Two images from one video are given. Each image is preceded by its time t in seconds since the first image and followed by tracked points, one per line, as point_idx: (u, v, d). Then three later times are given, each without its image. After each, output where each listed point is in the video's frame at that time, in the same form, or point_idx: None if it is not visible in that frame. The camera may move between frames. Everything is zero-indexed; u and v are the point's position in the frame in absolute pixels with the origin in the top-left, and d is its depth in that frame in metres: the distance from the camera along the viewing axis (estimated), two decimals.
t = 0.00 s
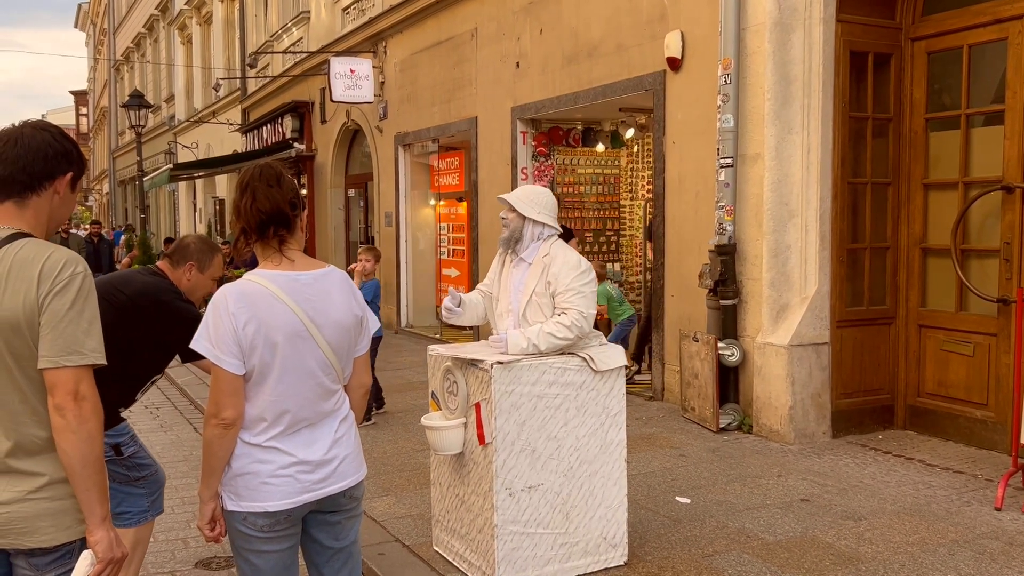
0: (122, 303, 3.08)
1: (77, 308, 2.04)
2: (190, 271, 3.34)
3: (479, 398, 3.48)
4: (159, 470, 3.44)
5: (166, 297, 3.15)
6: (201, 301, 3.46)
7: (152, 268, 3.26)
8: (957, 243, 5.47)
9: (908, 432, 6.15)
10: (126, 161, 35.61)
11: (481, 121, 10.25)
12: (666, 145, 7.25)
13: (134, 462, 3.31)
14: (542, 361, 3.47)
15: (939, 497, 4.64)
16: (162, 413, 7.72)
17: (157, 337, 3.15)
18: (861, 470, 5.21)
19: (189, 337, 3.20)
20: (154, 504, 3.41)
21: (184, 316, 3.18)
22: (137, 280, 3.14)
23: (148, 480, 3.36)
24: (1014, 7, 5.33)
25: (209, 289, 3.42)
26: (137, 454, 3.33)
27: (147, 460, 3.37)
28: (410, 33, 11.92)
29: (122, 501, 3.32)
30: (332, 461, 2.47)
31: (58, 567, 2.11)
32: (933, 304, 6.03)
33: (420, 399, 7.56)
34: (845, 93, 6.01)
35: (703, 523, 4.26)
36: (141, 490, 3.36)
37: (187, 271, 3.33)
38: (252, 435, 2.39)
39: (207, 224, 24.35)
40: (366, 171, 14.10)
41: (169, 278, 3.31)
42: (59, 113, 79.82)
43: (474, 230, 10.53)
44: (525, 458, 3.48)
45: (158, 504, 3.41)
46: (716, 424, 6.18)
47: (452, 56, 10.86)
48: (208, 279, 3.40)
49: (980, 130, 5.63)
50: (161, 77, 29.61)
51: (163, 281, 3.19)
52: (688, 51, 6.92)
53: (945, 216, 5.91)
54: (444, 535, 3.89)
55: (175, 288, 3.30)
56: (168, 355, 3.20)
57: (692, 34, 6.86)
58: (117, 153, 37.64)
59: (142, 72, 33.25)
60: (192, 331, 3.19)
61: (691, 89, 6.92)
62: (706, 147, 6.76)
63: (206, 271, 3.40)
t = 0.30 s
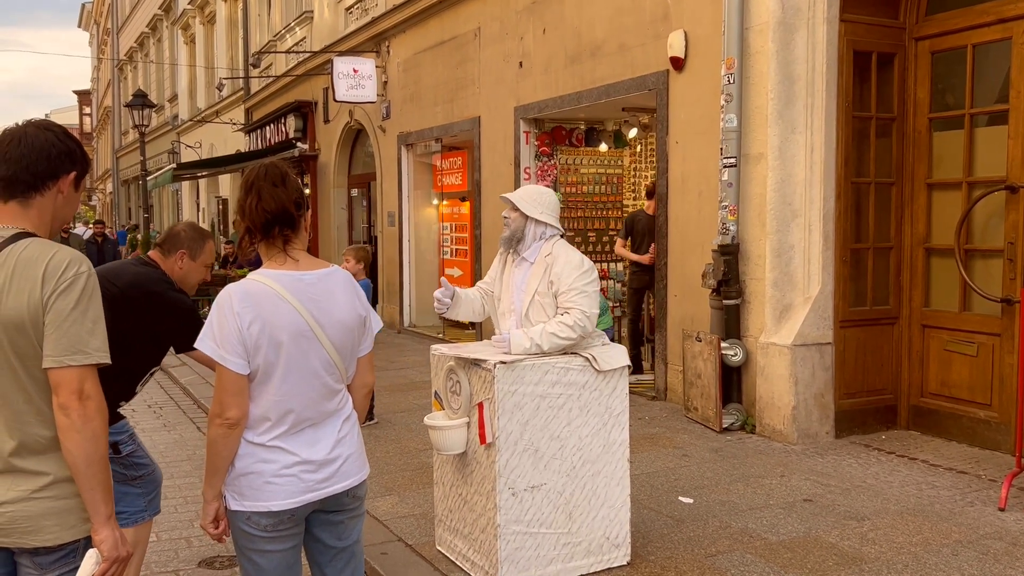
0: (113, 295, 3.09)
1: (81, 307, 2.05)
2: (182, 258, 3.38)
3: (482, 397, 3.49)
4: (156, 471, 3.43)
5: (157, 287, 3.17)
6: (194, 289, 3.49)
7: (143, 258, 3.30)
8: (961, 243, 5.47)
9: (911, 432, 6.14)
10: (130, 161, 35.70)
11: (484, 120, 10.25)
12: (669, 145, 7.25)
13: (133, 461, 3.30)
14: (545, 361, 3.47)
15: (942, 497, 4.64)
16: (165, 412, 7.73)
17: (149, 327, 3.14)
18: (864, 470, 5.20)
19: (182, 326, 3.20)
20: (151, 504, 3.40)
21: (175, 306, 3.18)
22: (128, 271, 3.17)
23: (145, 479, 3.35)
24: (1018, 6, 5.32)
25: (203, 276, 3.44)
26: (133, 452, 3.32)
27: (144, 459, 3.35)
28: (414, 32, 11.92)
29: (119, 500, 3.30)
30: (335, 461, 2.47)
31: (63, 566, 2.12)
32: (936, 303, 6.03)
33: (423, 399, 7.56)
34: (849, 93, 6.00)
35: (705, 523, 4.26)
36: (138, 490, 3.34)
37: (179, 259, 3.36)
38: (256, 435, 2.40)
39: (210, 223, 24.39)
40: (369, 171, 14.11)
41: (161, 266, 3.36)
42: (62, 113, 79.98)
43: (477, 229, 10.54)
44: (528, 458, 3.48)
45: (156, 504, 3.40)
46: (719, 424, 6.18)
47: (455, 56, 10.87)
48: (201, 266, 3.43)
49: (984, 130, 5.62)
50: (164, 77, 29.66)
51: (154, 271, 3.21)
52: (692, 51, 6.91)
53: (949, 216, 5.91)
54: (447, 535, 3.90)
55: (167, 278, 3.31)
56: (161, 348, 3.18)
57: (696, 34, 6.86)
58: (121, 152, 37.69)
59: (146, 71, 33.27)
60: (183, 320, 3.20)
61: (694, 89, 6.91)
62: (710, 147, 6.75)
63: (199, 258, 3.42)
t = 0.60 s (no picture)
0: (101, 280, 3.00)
1: (85, 306, 2.05)
2: (170, 239, 3.33)
3: (485, 396, 3.48)
4: (148, 472, 3.17)
5: (145, 270, 3.08)
6: (185, 273, 3.43)
7: (132, 240, 3.26)
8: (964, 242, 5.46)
9: (914, 432, 6.13)
10: (133, 160, 35.75)
11: (487, 120, 10.25)
12: (672, 144, 7.24)
13: (121, 459, 3.04)
14: (548, 360, 3.47)
15: (946, 497, 4.63)
16: (168, 411, 7.74)
17: (139, 310, 3.03)
18: (868, 470, 5.20)
19: (170, 308, 3.10)
20: (139, 505, 3.12)
21: (163, 288, 3.09)
22: (112, 257, 3.08)
23: (132, 479, 3.08)
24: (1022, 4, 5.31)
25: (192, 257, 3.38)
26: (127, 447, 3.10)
27: (135, 458, 3.10)
28: (417, 31, 11.92)
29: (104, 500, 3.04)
30: (339, 459, 2.48)
31: (68, 564, 2.12)
32: (940, 303, 6.02)
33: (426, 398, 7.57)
34: (852, 92, 5.99)
35: (708, 522, 4.26)
36: (124, 489, 3.07)
37: (168, 239, 3.32)
38: (260, 433, 2.40)
39: (213, 222, 24.42)
40: (372, 170, 14.12)
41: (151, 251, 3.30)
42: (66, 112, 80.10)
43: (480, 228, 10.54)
44: (531, 457, 3.48)
45: (143, 505, 3.12)
46: (722, 423, 6.17)
47: (458, 55, 10.87)
48: (190, 245, 3.37)
49: (988, 129, 5.61)
50: (167, 76, 29.69)
51: (143, 254, 3.13)
52: (695, 50, 6.91)
53: (953, 216, 5.90)
54: (450, 534, 3.90)
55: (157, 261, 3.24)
56: (152, 332, 3.07)
57: (699, 33, 6.85)
58: (124, 151, 37.76)
59: (149, 71, 33.34)
60: (171, 301, 3.10)
61: (697, 88, 6.91)
62: (713, 146, 6.75)
63: (187, 238, 3.37)
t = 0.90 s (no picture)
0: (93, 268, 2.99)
1: (90, 304, 2.05)
2: (162, 224, 3.31)
3: (489, 395, 3.48)
4: (146, 473, 3.19)
5: (138, 258, 3.06)
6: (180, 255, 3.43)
7: (123, 228, 3.24)
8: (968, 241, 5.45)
9: (918, 431, 6.13)
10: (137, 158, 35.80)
11: (491, 118, 10.25)
12: (676, 143, 7.23)
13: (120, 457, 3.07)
14: (552, 359, 3.47)
15: (950, 497, 4.62)
16: (171, 410, 7.74)
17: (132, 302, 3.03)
18: (871, 469, 5.19)
19: (161, 298, 3.09)
20: (135, 505, 3.13)
21: (155, 277, 3.08)
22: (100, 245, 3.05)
23: (130, 477, 3.10)
24: None
25: (187, 238, 3.40)
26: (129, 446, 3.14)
27: (134, 458, 3.13)
28: (420, 30, 11.92)
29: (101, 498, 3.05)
30: (342, 458, 2.48)
31: (72, 562, 2.12)
32: (944, 302, 6.01)
33: (429, 396, 7.57)
34: (857, 91, 5.98)
35: (712, 521, 4.26)
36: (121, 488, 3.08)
37: (159, 225, 3.30)
38: (264, 432, 2.40)
39: (217, 220, 24.45)
40: (375, 169, 14.12)
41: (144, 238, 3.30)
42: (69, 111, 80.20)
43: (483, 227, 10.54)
44: (535, 456, 3.48)
45: (139, 504, 3.13)
46: (725, 422, 6.16)
47: (462, 53, 10.86)
48: (183, 229, 3.37)
49: (993, 128, 5.60)
50: (171, 75, 29.71)
51: (134, 241, 3.11)
52: (699, 48, 6.90)
53: (957, 215, 5.88)
54: (453, 532, 3.90)
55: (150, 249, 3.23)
56: (145, 322, 3.05)
57: (703, 32, 6.84)
58: (128, 150, 37.82)
59: (152, 69, 33.35)
60: (162, 290, 3.09)
61: (701, 86, 6.90)
62: (716, 145, 6.74)
63: (179, 220, 3.36)
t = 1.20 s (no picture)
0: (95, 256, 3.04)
1: (95, 303, 2.06)
2: (169, 197, 3.32)
3: (493, 393, 3.48)
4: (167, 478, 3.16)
5: (136, 244, 3.07)
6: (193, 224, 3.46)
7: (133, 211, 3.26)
8: (973, 240, 5.44)
9: (922, 430, 6.12)
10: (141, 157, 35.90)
11: (494, 117, 10.24)
12: (680, 141, 7.22)
13: (144, 458, 3.05)
14: (557, 358, 3.47)
15: (954, 496, 4.61)
16: (175, 408, 7.75)
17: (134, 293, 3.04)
18: (875, 469, 5.18)
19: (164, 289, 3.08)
20: (152, 509, 3.08)
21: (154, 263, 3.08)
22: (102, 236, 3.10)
23: (150, 480, 3.06)
24: None
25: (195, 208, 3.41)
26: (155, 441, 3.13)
27: (156, 460, 3.10)
28: (423, 28, 11.92)
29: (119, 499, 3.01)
30: (347, 458, 2.48)
31: (76, 561, 2.12)
32: (948, 301, 6.00)
33: (433, 395, 7.57)
34: (861, 89, 5.96)
35: (716, 520, 4.25)
36: (140, 490, 3.04)
37: (167, 199, 3.31)
38: (269, 431, 2.40)
39: (221, 218, 24.49)
40: (378, 167, 14.11)
41: (159, 221, 3.32)
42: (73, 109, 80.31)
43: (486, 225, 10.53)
44: (539, 455, 3.48)
45: (156, 508, 3.07)
46: (729, 421, 6.16)
47: (465, 52, 10.85)
48: (191, 199, 3.39)
49: (998, 126, 5.59)
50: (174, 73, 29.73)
51: (134, 226, 3.12)
52: (703, 47, 6.89)
53: (962, 214, 5.87)
54: (457, 531, 3.90)
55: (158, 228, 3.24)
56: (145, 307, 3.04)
57: (707, 30, 6.83)
58: (131, 148, 37.84)
59: (156, 67, 33.40)
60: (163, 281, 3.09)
61: (705, 84, 6.89)
62: (721, 144, 6.72)
63: (185, 192, 3.37)
